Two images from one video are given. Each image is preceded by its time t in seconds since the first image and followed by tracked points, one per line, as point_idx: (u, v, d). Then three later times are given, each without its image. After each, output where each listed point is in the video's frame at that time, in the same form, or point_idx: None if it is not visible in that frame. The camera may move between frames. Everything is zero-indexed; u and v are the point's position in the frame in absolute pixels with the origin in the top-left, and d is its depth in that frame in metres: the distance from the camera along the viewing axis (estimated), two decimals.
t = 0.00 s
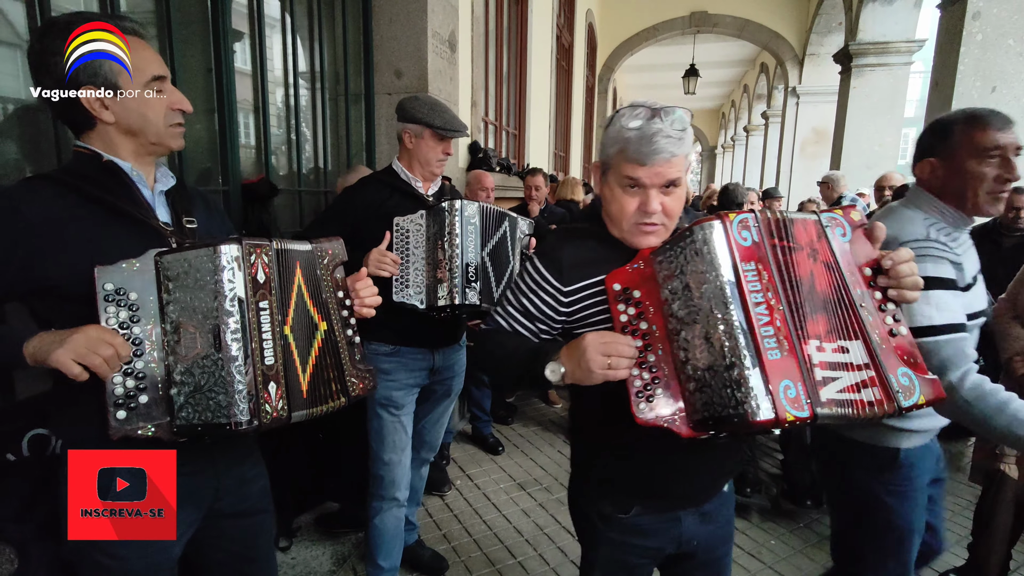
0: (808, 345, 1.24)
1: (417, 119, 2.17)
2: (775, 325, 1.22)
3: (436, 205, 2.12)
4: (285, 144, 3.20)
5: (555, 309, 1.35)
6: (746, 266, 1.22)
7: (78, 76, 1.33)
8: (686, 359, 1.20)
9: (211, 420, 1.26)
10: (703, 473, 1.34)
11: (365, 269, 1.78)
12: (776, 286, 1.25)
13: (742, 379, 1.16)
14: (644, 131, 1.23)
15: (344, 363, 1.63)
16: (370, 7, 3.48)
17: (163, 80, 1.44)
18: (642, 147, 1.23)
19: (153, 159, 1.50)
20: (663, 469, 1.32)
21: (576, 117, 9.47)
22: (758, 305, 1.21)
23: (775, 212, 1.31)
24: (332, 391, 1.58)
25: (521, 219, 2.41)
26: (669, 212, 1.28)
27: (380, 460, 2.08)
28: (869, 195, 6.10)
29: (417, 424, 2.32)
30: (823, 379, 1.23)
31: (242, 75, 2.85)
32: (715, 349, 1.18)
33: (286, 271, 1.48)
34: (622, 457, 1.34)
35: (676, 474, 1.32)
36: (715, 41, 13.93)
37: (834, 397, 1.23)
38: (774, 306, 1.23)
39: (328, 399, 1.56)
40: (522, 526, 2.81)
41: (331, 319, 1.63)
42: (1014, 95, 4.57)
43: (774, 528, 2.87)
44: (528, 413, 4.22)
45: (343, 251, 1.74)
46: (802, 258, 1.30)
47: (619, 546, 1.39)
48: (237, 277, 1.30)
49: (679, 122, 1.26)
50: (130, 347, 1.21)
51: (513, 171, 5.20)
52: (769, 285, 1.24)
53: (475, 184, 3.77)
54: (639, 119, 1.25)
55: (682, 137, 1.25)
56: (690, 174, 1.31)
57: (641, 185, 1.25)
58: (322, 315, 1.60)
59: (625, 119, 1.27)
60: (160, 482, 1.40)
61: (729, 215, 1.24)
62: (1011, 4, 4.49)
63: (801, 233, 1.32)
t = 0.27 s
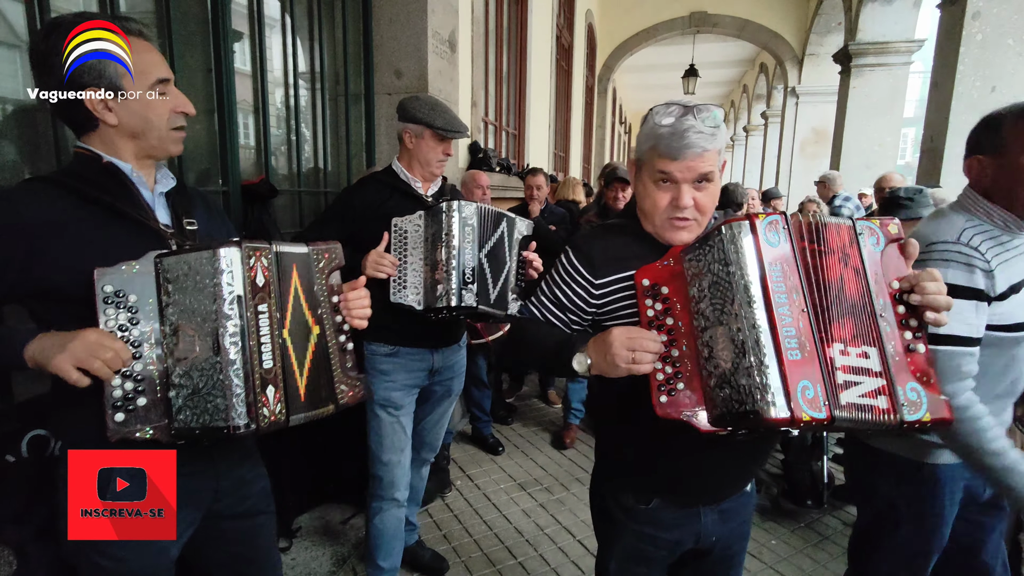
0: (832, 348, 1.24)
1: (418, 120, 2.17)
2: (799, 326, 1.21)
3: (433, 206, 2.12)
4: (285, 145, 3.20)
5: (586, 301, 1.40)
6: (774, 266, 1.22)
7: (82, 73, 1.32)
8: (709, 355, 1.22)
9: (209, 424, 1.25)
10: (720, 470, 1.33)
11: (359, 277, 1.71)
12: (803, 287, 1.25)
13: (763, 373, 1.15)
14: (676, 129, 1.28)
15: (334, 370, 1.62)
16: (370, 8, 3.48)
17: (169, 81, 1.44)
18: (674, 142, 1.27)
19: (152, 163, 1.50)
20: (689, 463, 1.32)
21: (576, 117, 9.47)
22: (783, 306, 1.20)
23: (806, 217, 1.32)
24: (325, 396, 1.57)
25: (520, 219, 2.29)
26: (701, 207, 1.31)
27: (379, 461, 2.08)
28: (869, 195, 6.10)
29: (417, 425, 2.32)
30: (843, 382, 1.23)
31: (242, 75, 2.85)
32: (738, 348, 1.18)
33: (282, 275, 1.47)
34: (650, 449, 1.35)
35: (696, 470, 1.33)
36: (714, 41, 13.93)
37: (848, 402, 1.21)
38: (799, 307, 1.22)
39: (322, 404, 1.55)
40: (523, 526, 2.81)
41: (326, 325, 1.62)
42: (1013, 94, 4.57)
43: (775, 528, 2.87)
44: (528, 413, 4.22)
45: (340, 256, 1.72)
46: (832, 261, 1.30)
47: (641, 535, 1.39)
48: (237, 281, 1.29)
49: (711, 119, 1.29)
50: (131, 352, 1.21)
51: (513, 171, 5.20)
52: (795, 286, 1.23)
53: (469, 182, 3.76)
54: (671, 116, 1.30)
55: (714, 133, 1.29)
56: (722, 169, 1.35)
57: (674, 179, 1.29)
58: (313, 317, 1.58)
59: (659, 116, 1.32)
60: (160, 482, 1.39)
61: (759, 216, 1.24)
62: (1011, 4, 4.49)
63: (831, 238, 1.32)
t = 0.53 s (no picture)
0: (841, 352, 1.22)
1: (409, 117, 2.16)
2: (809, 329, 1.20)
3: (434, 206, 2.12)
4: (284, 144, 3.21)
5: (607, 291, 1.41)
6: (787, 269, 1.20)
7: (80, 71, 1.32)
8: (722, 352, 1.23)
9: (201, 423, 1.25)
10: (733, 465, 1.34)
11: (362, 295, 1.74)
12: (816, 291, 1.23)
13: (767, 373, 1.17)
14: (705, 129, 1.28)
15: (317, 388, 1.56)
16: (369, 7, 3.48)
17: (169, 81, 1.45)
18: (702, 143, 1.28)
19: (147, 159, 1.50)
20: (695, 460, 1.33)
21: (575, 117, 9.46)
22: (793, 308, 1.19)
23: (826, 219, 1.28)
24: (317, 399, 1.56)
25: (522, 225, 2.36)
26: (728, 207, 1.33)
27: (375, 460, 2.08)
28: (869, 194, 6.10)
29: (414, 425, 2.33)
30: (850, 386, 1.21)
31: (241, 75, 2.85)
32: (751, 347, 1.19)
33: (291, 281, 1.46)
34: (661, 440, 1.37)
35: (705, 463, 1.33)
36: (714, 41, 13.94)
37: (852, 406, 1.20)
38: (810, 310, 1.21)
39: (308, 414, 1.51)
40: (521, 525, 2.81)
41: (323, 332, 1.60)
42: (1012, 94, 4.57)
43: (773, 527, 2.87)
44: (527, 412, 4.22)
45: (350, 271, 1.74)
46: (846, 266, 1.27)
47: (647, 527, 1.40)
48: (237, 281, 1.28)
49: (741, 120, 1.30)
50: (130, 347, 1.22)
51: (512, 171, 5.20)
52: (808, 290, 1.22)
53: (470, 182, 3.76)
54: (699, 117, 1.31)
55: (743, 135, 1.29)
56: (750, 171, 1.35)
57: (701, 179, 1.31)
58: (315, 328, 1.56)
59: (687, 117, 1.33)
60: (160, 482, 1.43)
61: (778, 219, 1.21)
62: (1009, 4, 4.50)
63: (848, 242, 1.28)
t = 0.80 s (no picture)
0: (853, 353, 1.20)
1: (395, 112, 2.15)
2: (825, 329, 1.19)
3: (433, 202, 2.11)
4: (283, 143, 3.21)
5: (619, 285, 1.43)
6: (807, 269, 1.20)
7: (87, 72, 1.32)
8: (734, 349, 1.21)
9: (198, 417, 1.26)
10: (741, 463, 1.33)
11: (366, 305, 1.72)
12: (832, 292, 1.22)
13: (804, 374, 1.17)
14: (724, 126, 1.27)
15: (314, 394, 1.59)
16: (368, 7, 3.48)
17: (173, 83, 1.46)
18: (721, 140, 1.27)
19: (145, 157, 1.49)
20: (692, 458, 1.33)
21: (575, 117, 9.46)
22: (812, 307, 1.19)
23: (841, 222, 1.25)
24: (314, 397, 1.59)
25: (524, 226, 2.35)
26: (742, 205, 1.33)
27: (373, 459, 2.08)
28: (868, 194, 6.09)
29: (413, 424, 2.33)
30: (862, 388, 1.18)
31: (241, 74, 2.85)
32: (768, 346, 1.18)
33: (302, 279, 1.53)
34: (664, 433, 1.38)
35: (709, 459, 1.33)
36: (714, 41, 13.93)
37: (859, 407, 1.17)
38: (829, 310, 1.21)
39: (306, 411, 1.56)
40: (520, 524, 2.81)
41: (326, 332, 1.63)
42: (1013, 93, 4.56)
43: (771, 526, 2.87)
44: (526, 411, 4.22)
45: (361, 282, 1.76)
46: (856, 268, 1.24)
47: (652, 519, 1.41)
48: (237, 277, 1.29)
49: (759, 119, 1.29)
50: (128, 343, 1.21)
51: (511, 170, 5.20)
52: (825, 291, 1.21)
53: (466, 181, 3.77)
54: (718, 115, 1.30)
55: (761, 134, 1.29)
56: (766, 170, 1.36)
57: (717, 176, 1.31)
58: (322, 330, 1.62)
59: (706, 114, 1.32)
60: (160, 481, 1.42)
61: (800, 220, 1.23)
62: (1009, 3, 4.49)
63: (860, 245, 1.25)
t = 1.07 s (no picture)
0: (873, 358, 1.20)
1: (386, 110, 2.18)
2: (847, 334, 1.17)
3: (434, 202, 2.12)
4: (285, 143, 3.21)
5: (631, 282, 1.43)
6: (831, 273, 1.19)
7: (96, 70, 1.32)
8: (748, 349, 1.20)
9: (207, 411, 1.25)
10: (746, 460, 1.34)
11: (373, 300, 1.81)
12: (859, 297, 1.21)
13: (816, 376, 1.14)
14: (743, 125, 1.27)
15: (327, 388, 1.62)
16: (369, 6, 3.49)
17: (181, 86, 1.47)
18: (738, 140, 1.27)
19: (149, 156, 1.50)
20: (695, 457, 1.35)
21: (577, 117, 9.46)
22: (834, 310, 1.17)
23: (882, 235, 1.26)
24: (319, 396, 1.59)
25: (529, 230, 2.39)
26: (757, 206, 1.33)
27: (374, 459, 2.08)
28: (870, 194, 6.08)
29: (415, 424, 2.33)
30: (880, 393, 1.18)
31: (242, 73, 2.86)
32: (786, 345, 1.16)
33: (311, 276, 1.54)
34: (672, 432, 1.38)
35: (713, 457, 1.34)
36: (716, 41, 13.91)
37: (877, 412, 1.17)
38: (848, 314, 1.18)
39: (311, 409, 1.55)
40: (520, 524, 2.82)
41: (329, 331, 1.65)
42: (1016, 93, 4.55)
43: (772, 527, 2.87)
44: (527, 411, 4.23)
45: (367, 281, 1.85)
46: (892, 280, 1.25)
47: (659, 519, 1.41)
48: (246, 273, 1.30)
49: (775, 119, 1.29)
50: (136, 339, 1.22)
51: (512, 170, 5.20)
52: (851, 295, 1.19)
53: (465, 181, 3.77)
54: (734, 115, 1.30)
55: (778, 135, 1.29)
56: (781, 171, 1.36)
57: (733, 176, 1.31)
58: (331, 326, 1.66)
59: (722, 114, 1.32)
60: (160, 482, 1.43)
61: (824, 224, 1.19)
62: (1012, 3, 4.48)
63: (897, 260, 1.26)
